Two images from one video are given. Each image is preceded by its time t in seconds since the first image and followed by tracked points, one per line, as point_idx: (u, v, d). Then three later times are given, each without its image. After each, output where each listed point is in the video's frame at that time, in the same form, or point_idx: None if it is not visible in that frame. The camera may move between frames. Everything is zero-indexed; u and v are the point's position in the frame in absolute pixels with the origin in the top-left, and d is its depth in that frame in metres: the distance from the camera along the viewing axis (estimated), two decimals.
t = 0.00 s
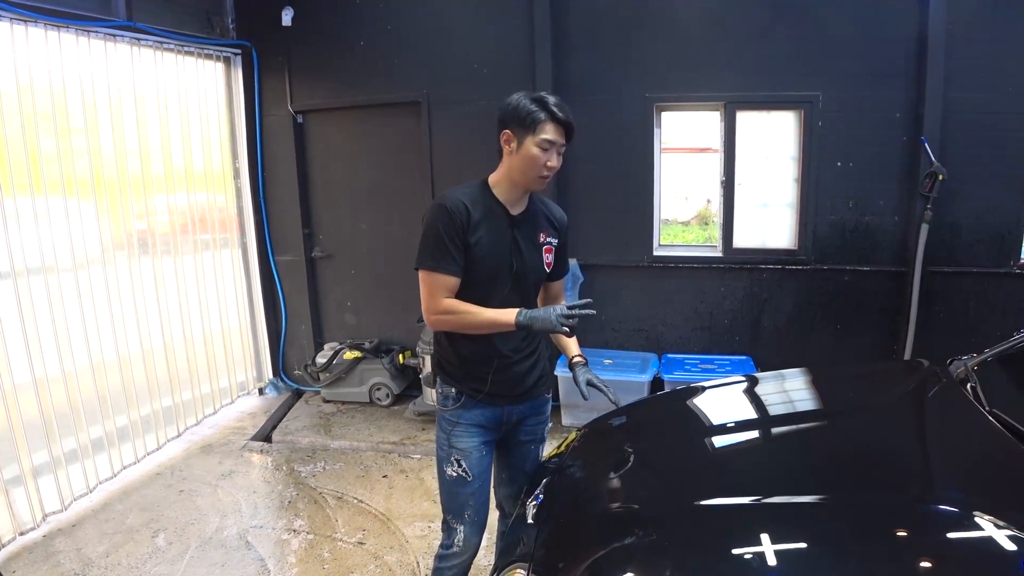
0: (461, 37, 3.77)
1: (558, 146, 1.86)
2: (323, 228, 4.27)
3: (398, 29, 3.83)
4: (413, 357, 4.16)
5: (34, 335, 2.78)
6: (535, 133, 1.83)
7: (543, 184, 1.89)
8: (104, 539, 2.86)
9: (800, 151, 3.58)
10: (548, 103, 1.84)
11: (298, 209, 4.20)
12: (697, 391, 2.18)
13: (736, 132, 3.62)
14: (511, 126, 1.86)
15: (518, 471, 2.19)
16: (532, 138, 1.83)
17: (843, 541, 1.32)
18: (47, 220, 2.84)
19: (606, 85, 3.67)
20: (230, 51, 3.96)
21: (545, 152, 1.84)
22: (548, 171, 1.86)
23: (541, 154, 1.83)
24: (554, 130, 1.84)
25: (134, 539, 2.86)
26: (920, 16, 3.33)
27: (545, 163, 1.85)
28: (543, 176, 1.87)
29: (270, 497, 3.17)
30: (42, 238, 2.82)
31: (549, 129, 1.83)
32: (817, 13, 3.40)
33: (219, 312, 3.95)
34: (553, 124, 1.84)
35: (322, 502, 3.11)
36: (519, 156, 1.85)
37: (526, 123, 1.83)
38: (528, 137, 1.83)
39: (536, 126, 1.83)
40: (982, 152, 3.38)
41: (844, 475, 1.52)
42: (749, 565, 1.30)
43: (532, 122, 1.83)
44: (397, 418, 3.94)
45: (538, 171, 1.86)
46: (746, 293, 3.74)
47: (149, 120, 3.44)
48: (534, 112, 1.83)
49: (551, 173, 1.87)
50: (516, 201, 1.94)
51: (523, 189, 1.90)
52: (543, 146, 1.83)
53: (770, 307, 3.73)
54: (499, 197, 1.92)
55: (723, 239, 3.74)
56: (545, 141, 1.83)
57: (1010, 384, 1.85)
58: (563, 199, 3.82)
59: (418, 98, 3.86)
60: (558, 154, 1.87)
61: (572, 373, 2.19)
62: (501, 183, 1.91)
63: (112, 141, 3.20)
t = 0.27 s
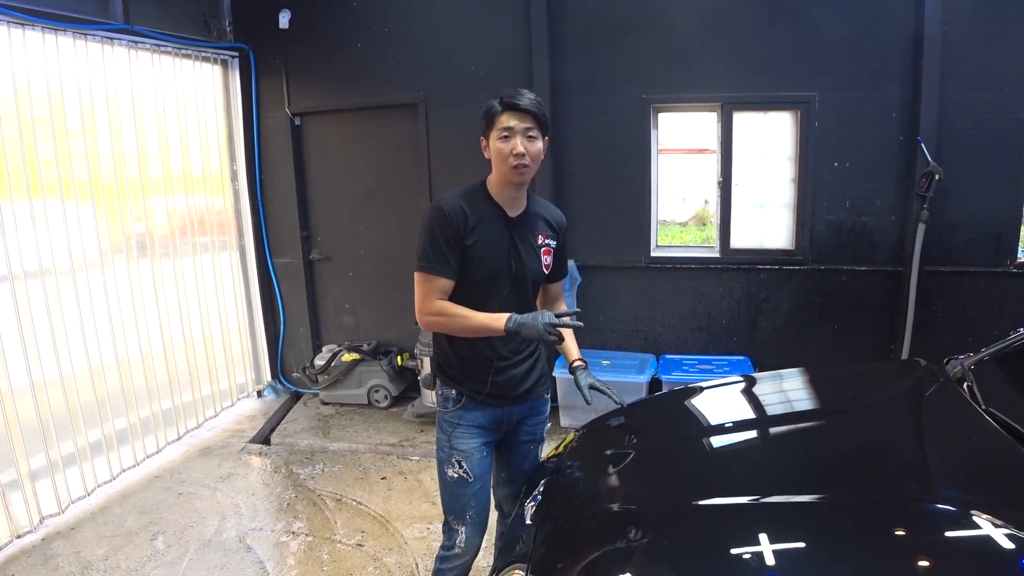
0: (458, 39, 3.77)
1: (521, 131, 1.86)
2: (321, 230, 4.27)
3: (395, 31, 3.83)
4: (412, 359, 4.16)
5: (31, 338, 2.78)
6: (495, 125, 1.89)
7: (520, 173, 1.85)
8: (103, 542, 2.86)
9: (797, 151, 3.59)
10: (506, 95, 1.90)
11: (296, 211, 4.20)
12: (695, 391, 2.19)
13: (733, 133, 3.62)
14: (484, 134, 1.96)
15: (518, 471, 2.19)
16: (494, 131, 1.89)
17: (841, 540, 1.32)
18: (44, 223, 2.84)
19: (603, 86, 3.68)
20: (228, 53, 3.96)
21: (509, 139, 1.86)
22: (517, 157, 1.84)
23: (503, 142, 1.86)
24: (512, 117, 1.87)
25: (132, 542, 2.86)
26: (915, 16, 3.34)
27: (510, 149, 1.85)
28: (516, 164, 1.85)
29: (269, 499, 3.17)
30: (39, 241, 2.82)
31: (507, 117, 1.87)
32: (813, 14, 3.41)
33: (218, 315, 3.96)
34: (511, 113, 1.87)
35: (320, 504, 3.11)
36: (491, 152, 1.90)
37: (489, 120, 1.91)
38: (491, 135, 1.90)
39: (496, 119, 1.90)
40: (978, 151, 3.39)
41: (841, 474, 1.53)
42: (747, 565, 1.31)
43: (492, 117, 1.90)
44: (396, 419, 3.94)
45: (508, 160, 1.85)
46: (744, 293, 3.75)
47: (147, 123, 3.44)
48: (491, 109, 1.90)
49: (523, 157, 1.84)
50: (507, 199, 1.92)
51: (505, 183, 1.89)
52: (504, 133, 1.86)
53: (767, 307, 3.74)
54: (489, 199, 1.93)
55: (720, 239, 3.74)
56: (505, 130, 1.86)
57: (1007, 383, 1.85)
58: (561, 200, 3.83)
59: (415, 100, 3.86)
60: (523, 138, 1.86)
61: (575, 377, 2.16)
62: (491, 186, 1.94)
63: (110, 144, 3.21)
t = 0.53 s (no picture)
0: (457, 42, 3.78)
1: (501, 129, 1.88)
2: (319, 233, 4.27)
3: (394, 34, 3.84)
4: (410, 362, 4.16)
5: (30, 341, 2.78)
6: (479, 127, 1.93)
7: (501, 169, 1.86)
8: (101, 544, 2.85)
9: (795, 155, 3.60)
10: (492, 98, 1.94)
11: (295, 213, 4.20)
12: (694, 393, 2.19)
13: (731, 136, 3.63)
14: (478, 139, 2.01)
15: (518, 474, 2.18)
16: (478, 133, 1.93)
17: (839, 543, 1.32)
18: (44, 225, 2.84)
19: (601, 89, 3.69)
20: (227, 56, 3.97)
21: (489, 138, 1.89)
22: (497, 155, 1.86)
23: (483, 142, 1.90)
24: (493, 117, 1.90)
25: (131, 545, 2.85)
26: (912, 20, 3.36)
27: (489, 148, 1.88)
28: (495, 162, 1.86)
29: (267, 502, 3.17)
30: (38, 243, 2.82)
31: (488, 118, 1.91)
32: (810, 18, 3.42)
33: (217, 317, 3.96)
34: (492, 114, 1.90)
35: (319, 507, 3.11)
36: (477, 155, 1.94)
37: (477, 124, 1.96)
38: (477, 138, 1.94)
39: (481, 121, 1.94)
40: (975, 154, 3.40)
41: (840, 476, 1.53)
42: (746, 567, 1.31)
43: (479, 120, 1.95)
44: (395, 422, 3.94)
45: (489, 158, 1.88)
46: (742, 296, 3.76)
47: (146, 126, 3.44)
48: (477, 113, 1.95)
49: (502, 154, 1.85)
50: (496, 200, 1.93)
51: (490, 184, 1.91)
52: (485, 134, 1.90)
53: (766, 310, 3.75)
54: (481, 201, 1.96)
55: (718, 242, 3.75)
56: (487, 131, 1.90)
57: (1004, 385, 1.86)
58: (559, 203, 3.84)
59: (414, 103, 3.87)
60: (502, 136, 1.87)
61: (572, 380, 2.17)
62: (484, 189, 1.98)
63: (109, 146, 3.21)
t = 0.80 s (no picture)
0: (458, 44, 3.79)
1: (496, 133, 1.88)
2: (320, 234, 4.27)
3: (395, 36, 3.85)
4: (410, 363, 4.15)
5: (31, 340, 2.78)
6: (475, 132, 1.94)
7: (499, 173, 1.86)
8: (100, 544, 2.85)
9: (795, 159, 3.60)
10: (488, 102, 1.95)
11: (295, 214, 4.20)
12: (693, 397, 2.19)
13: (731, 140, 3.64)
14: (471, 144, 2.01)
15: (518, 477, 2.18)
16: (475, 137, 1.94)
17: (838, 546, 1.33)
18: (45, 224, 2.85)
19: (602, 92, 3.69)
20: (228, 57, 3.98)
21: (485, 143, 1.90)
22: (494, 159, 1.86)
23: (479, 146, 1.90)
24: (488, 121, 1.91)
25: (130, 545, 2.85)
26: (913, 25, 3.36)
27: (485, 152, 1.88)
28: (491, 166, 1.87)
29: (267, 503, 3.17)
30: (39, 242, 2.83)
31: (483, 122, 1.91)
32: (811, 22, 3.43)
33: (217, 318, 3.96)
34: (487, 118, 1.91)
35: (318, 508, 3.11)
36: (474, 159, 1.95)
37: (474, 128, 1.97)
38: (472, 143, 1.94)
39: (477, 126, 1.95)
40: (975, 159, 3.41)
41: (839, 480, 1.53)
42: (744, 570, 1.31)
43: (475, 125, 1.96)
44: (394, 424, 3.94)
45: (486, 163, 1.88)
46: (742, 299, 3.76)
47: (147, 126, 3.45)
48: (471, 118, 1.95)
49: (499, 158, 1.86)
50: (495, 204, 1.94)
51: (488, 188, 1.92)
52: (481, 138, 1.91)
53: (765, 313, 3.75)
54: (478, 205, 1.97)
55: (718, 245, 3.75)
56: (482, 136, 1.90)
57: (1003, 390, 1.86)
58: (559, 206, 3.84)
59: (415, 105, 3.88)
60: (498, 140, 1.88)
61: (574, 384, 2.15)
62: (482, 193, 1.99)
63: (110, 146, 3.21)
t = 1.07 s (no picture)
0: (459, 46, 3.79)
1: (501, 137, 1.88)
2: (320, 236, 4.28)
3: (397, 38, 3.85)
4: (410, 365, 4.15)
5: (31, 341, 2.79)
6: (477, 134, 1.92)
7: (504, 176, 1.87)
8: (100, 545, 2.85)
9: (796, 161, 3.60)
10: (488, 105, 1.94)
11: (296, 216, 4.20)
12: (694, 399, 2.19)
13: (732, 142, 3.64)
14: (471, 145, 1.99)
15: (517, 478, 2.18)
16: (477, 140, 1.92)
17: (838, 549, 1.32)
18: (46, 225, 2.85)
19: (603, 94, 3.69)
20: (229, 59, 3.98)
21: (489, 146, 1.89)
22: (499, 163, 1.86)
23: (484, 149, 1.89)
24: (492, 124, 1.90)
25: (130, 546, 2.85)
26: (913, 27, 3.36)
27: (490, 155, 1.87)
28: (498, 169, 1.86)
29: (266, 504, 3.16)
30: (40, 242, 2.83)
31: (487, 125, 1.90)
32: (812, 24, 3.43)
33: (217, 319, 3.96)
34: (490, 121, 1.90)
35: (318, 509, 3.11)
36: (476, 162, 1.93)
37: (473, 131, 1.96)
38: (474, 145, 1.93)
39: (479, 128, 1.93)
40: (976, 162, 3.41)
41: (839, 482, 1.53)
42: (745, 573, 1.31)
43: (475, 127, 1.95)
44: (394, 425, 3.93)
45: (491, 166, 1.87)
46: (742, 302, 3.76)
47: (148, 127, 3.45)
48: (473, 120, 1.94)
49: (505, 161, 1.86)
50: (497, 206, 1.93)
51: (492, 190, 1.91)
52: (485, 142, 1.89)
53: (766, 315, 3.75)
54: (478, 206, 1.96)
55: (719, 247, 3.75)
56: (486, 139, 1.89)
57: (1004, 393, 1.86)
58: (560, 208, 3.84)
59: (416, 107, 3.88)
60: (503, 143, 1.87)
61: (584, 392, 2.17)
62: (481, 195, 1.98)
63: (111, 148, 3.22)
